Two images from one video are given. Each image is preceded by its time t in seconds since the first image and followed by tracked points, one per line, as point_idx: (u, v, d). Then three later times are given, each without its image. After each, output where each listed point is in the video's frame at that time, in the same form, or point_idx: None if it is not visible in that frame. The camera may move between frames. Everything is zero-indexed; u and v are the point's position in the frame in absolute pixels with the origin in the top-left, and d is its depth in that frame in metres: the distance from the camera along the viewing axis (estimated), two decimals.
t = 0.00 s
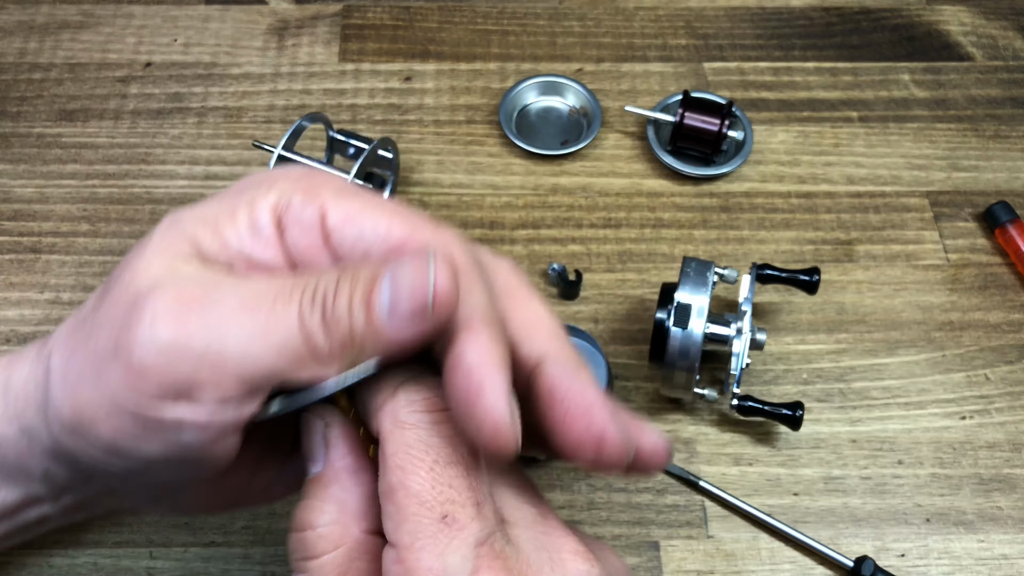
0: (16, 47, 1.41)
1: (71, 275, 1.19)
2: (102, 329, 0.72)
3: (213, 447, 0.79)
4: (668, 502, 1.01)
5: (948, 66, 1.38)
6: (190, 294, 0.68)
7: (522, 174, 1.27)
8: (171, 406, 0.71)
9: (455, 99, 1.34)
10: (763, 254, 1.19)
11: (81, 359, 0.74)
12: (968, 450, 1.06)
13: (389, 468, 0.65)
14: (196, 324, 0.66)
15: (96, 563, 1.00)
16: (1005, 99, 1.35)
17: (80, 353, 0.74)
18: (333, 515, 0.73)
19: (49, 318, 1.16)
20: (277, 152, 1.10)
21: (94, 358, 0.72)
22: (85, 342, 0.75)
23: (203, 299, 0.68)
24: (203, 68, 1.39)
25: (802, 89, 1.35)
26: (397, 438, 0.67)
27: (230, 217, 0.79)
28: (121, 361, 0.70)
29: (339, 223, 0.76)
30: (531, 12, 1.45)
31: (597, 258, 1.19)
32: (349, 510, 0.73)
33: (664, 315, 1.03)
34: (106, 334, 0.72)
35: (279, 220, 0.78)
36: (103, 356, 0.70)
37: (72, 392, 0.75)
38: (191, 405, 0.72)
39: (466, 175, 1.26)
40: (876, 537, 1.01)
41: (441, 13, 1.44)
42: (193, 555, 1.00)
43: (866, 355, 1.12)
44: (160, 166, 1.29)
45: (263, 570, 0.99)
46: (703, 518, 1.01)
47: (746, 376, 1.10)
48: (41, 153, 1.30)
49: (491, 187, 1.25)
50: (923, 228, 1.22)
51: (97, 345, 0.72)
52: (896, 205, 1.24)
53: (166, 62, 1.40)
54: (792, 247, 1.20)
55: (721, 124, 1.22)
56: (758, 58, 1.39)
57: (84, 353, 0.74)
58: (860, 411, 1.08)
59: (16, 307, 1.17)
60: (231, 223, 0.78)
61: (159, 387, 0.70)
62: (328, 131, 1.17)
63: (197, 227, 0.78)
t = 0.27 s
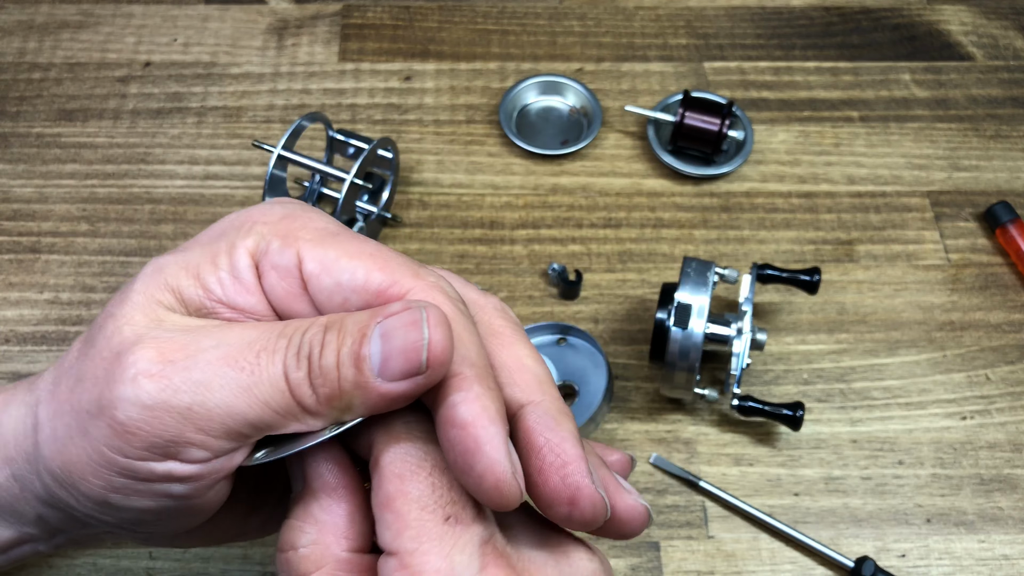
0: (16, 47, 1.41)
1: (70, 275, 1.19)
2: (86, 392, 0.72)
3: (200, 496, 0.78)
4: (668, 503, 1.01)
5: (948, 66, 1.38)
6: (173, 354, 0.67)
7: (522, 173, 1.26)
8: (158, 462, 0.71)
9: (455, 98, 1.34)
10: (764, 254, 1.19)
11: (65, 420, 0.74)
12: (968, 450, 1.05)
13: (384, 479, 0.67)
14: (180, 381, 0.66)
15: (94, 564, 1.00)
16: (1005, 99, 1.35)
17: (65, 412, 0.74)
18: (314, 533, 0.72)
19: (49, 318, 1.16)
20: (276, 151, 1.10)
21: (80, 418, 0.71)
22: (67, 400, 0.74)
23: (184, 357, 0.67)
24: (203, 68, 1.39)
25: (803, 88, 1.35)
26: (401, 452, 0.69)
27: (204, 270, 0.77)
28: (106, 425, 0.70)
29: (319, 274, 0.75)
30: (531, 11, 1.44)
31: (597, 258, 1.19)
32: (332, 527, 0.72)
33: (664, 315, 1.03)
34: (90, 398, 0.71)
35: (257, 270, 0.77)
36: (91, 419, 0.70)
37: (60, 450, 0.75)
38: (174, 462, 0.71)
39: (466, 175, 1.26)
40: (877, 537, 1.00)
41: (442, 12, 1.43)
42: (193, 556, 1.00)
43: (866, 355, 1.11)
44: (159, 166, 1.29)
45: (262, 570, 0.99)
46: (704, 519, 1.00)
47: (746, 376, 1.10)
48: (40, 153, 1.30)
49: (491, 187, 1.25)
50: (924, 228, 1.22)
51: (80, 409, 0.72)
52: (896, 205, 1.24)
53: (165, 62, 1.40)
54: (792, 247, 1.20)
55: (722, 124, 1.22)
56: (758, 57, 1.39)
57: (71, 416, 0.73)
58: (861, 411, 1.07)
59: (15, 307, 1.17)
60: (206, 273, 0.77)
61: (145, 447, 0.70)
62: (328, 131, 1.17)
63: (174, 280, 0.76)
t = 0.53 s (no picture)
0: (16, 47, 1.41)
1: (70, 275, 1.19)
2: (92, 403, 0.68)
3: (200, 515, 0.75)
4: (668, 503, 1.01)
5: (948, 66, 1.38)
6: (178, 362, 0.64)
7: (522, 173, 1.26)
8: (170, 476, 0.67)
9: (455, 98, 1.34)
10: (764, 254, 1.19)
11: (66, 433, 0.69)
12: (968, 450, 1.05)
13: (422, 498, 0.70)
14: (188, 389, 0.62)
15: (96, 564, 1.00)
16: (1005, 99, 1.35)
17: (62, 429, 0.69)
18: (362, 554, 0.71)
19: (49, 318, 1.16)
20: (276, 151, 1.10)
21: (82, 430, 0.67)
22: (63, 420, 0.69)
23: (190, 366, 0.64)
24: (203, 68, 1.39)
25: (803, 88, 1.35)
26: (439, 464, 0.71)
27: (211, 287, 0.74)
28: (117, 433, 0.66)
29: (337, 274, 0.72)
30: (531, 11, 1.44)
31: (597, 258, 1.19)
32: (380, 546, 0.72)
33: (664, 315, 1.03)
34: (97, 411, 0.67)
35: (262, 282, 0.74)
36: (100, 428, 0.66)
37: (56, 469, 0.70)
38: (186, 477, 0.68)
39: (466, 175, 1.26)
40: (876, 537, 1.00)
41: (442, 12, 1.43)
42: (193, 556, 1.00)
43: (866, 355, 1.11)
44: (159, 166, 1.29)
45: (264, 570, 0.99)
46: (704, 519, 1.00)
47: (746, 376, 1.10)
48: (40, 153, 1.30)
49: (491, 187, 1.25)
50: (924, 228, 1.22)
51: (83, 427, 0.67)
52: (896, 205, 1.24)
53: (166, 62, 1.40)
54: (792, 247, 1.20)
55: (722, 124, 1.22)
56: (758, 57, 1.39)
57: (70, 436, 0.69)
58: (860, 411, 1.07)
59: (16, 307, 1.17)
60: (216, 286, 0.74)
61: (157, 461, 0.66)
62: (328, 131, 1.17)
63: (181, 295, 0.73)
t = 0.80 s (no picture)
0: (15, 47, 1.41)
1: (69, 275, 1.18)
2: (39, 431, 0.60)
3: (188, 531, 0.71)
4: (669, 503, 1.01)
5: (949, 66, 1.37)
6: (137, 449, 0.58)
7: (522, 173, 1.26)
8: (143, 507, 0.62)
9: (455, 98, 1.34)
10: (764, 254, 1.19)
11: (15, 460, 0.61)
12: (969, 450, 1.05)
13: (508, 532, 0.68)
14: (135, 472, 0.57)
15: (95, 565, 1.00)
16: (1006, 99, 1.34)
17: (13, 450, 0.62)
18: None
19: (48, 318, 1.15)
20: (276, 150, 1.10)
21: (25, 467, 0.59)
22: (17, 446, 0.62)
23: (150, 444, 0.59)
24: (202, 67, 1.39)
25: (803, 88, 1.35)
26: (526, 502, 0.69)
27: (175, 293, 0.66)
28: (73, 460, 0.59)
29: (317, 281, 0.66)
30: (531, 11, 1.44)
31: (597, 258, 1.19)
32: None
33: (664, 315, 1.02)
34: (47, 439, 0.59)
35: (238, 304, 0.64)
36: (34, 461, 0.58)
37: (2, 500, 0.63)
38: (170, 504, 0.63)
39: (466, 175, 1.26)
40: (877, 538, 1.00)
41: (441, 12, 1.43)
42: (193, 557, 1.00)
43: (867, 356, 1.11)
44: (158, 165, 1.29)
45: (264, 570, 0.99)
46: (704, 519, 1.00)
47: (747, 376, 1.10)
48: (39, 153, 1.30)
49: (491, 187, 1.25)
50: (925, 228, 1.22)
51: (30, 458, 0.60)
52: (897, 204, 1.24)
53: (165, 61, 1.40)
54: (793, 247, 1.19)
55: (722, 123, 1.22)
56: (759, 57, 1.38)
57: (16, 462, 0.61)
58: (861, 412, 1.07)
59: (14, 307, 1.17)
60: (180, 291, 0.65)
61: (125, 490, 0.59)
62: (327, 130, 1.17)
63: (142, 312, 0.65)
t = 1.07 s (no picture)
0: (14, 47, 1.41)
1: (69, 275, 1.18)
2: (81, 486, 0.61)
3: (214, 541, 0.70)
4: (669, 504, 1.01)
5: (949, 65, 1.37)
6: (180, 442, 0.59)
7: (522, 173, 1.26)
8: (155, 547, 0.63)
9: (455, 98, 1.34)
10: (764, 254, 1.19)
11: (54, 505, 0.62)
12: (969, 450, 1.05)
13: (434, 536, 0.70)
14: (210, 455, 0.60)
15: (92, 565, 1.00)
16: (1007, 99, 1.34)
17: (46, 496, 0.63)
18: None
19: (47, 318, 1.15)
20: (275, 150, 1.10)
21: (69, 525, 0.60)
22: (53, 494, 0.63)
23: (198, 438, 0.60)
24: (201, 67, 1.38)
25: (803, 88, 1.35)
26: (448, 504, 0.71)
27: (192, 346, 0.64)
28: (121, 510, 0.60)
29: (339, 357, 0.61)
30: (531, 11, 1.44)
31: (597, 258, 1.19)
32: None
33: (664, 315, 1.02)
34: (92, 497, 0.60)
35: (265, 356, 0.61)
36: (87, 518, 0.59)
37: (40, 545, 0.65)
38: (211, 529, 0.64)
39: (466, 175, 1.25)
40: (877, 538, 1.00)
41: (441, 11, 1.43)
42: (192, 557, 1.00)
43: (867, 356, 1.11)
44: (158, 165, 1.29)
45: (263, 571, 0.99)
46: (704, 519, 1.00)
47: (747, 377, 1.09)
48: (38, 152, 1.30)
49: (491, 187, 1.25)
50: (925, 228, 1.21)
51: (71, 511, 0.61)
52: (897, 204, 1.23)
53: (164, 61, 1.40)
54: (793, 247, 1.19)
55: (723, 123, 1.21)
56: (759, 56, 1.38)
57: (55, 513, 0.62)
58: (862, 412, 1.07)
59: (13, 307, 1.17)
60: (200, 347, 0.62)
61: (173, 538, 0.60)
62: (327, 130, 1.17)
63: (157, 364, 0.63)
